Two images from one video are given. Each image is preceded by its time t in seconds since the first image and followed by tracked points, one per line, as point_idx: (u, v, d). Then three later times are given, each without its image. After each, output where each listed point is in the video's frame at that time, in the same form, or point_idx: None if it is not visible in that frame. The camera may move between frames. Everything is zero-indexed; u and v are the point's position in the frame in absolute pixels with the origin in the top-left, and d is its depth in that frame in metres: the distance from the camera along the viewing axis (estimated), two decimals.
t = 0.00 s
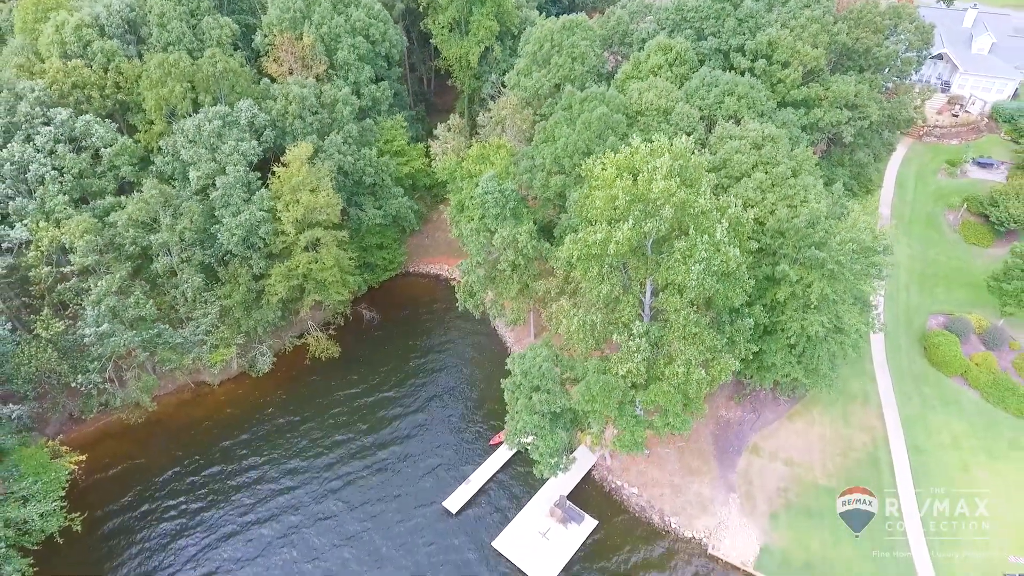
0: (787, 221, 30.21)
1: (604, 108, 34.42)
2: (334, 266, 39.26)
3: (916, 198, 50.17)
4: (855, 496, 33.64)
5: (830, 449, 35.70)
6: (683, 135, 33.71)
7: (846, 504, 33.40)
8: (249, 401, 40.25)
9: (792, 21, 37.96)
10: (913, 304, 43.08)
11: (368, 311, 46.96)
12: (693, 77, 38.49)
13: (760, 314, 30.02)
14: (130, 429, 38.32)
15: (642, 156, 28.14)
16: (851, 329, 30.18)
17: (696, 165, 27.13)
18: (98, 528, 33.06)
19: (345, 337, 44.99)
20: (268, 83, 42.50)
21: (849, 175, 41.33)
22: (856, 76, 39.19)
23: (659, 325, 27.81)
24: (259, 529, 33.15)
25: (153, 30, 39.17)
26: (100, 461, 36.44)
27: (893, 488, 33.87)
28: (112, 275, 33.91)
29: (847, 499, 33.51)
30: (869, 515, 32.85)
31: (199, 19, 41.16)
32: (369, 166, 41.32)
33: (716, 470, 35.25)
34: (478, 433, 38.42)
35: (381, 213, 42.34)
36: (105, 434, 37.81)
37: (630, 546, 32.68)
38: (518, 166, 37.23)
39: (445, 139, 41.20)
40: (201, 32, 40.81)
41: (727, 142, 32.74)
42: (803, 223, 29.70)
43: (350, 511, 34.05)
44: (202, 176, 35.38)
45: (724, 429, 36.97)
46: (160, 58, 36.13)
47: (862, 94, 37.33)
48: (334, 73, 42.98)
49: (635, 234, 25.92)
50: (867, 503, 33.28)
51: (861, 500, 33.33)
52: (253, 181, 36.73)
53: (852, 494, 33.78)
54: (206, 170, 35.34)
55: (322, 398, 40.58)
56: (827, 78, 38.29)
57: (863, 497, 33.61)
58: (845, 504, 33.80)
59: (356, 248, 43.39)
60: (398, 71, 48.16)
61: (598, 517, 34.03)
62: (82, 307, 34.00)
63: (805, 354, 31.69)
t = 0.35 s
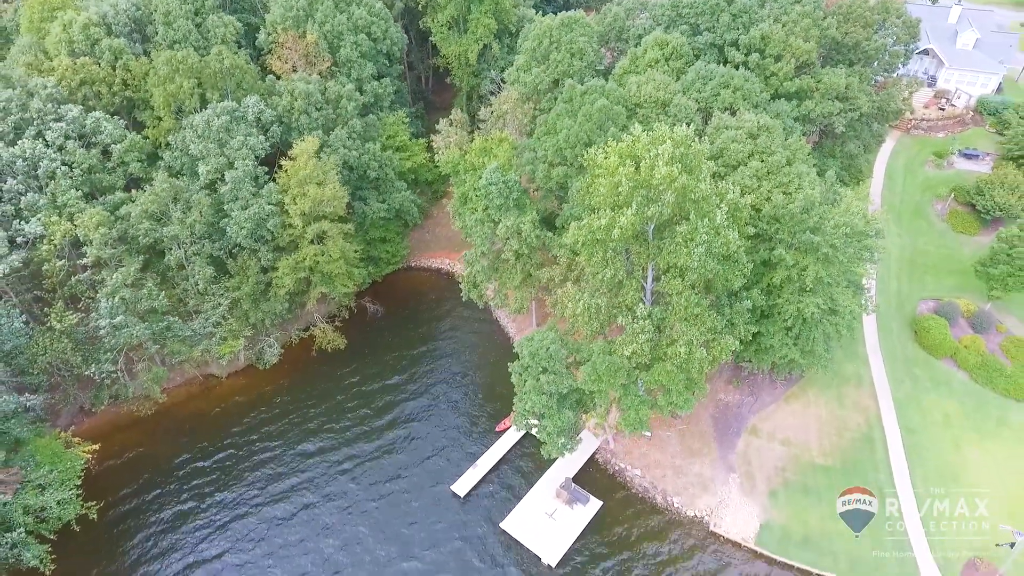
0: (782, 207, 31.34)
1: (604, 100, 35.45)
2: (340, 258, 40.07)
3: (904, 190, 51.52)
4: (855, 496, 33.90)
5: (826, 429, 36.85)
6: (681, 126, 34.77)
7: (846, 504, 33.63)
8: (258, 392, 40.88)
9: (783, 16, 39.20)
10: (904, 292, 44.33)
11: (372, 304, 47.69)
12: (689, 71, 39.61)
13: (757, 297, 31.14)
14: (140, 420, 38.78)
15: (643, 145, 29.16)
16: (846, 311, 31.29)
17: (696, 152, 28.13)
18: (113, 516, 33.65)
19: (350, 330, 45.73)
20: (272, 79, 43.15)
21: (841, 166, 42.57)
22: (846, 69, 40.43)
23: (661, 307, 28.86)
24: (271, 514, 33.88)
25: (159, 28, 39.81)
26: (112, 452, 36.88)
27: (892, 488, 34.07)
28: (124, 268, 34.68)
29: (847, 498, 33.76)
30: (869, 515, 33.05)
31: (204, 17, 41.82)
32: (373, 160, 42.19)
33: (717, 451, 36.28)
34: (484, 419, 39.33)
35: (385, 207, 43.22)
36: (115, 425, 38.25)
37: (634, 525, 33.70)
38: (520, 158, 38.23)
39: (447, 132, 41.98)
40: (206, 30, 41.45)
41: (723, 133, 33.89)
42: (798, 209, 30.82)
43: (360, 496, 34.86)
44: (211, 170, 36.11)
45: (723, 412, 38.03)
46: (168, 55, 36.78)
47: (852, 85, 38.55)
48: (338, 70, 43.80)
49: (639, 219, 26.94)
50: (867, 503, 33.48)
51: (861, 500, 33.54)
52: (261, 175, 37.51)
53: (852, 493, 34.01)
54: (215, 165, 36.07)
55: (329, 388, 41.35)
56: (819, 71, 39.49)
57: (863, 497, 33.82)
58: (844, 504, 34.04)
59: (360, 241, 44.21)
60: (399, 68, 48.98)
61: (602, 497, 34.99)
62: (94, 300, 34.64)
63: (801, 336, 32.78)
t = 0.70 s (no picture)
0: (776, 194, 32.50)
1: (602, 93, 36.56)
2: (346, 251, 40.89)
3: (892, 179, 52.99)
4: (855, 495, 34.20)
5: (820, 410, 38.06)
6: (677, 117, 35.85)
7: (846, 504, 33.92)
8: (264, 384, 41.49)
9: (773, 12, 40.64)
10: (894, 278, 45.70)
11: (374, 297, 48.51)
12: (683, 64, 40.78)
13: (753, 281, 32.27)
14: (149, 413, 39.25)
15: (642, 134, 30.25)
16: (838, 293, 32.51)
17: (693, 140, 29.25)
18: (127, 505, 34.28)
19: (354, 322, 46.50)
20: (275, 76, 43.87)
21: (830, 156, 43.94)
22: (835, 62, 41.77)
23: (662, 290, 29.91)
24: (283, 500, 34.67)
25: (164, 27, 40.49)
26: (123, 443, 37.35)
27: (892, 488, 34.44)
28: (135, 261, 35.34)
29: (847, 498, 34.04)
30: (869, 514, 33.38)
31: (207, 15, 42.55)
32: (376, 154, 43.10)
33: (716, 433, 37.35)
34: (488, 405, 40.25)
35: (388, 200, 44.12)
36: (125, 418, 38.72)
37: (636, 504, 34.77)
38: (521, 150, 39.24)
39: (449, 128, 43.10)
40: (210, 28, 42.15)
41: (718, 123, 35.13)
42: (792, 195, 32.03)
43: (370, 481, 35.67)
44: (218, 165, 36.83)
45: (721, 395, 39.13)
46: (175, 52, 37.50)
47: (842, 76, 39.82)
48: (339, 67, 44.60)
49: (640, 204, 27.94)
50: (867, 503, 33.78)
51: (862, 501, 33.81)
52: (267, 169, 38.29)
53: (852, 493, 34.30)
54: (222, 160, 36.81)
55: (336, 378, 42.08)
56: (808, 63, 40.81)
57: (863, 497, 34.09)
58: (845, 503, 34.35)
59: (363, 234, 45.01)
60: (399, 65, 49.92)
61: (605, 478, 36.00)
62: (105, 293, 35.25)
63: (795, 318, 33.98)
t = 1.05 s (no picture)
0: (768, 180, 33.75)
1: (598, 86, 37.68)
2: (348, 243, 41.63)
3: (877, 170, 54.59)
4: (855, 495, 34.31)
5: (812, 391, 39.30)
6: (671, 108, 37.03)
7: (846, 504, 34.02)
8: (269, 376, 42.03)
9: (761, 7, 42.05)
10: (880, 265, 47.13)
11: (374, 291, 49.22)
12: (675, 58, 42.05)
13: (747, 265, 33.38)
14: (155, 406, 39.67)
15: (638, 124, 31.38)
16: (828, 275, 33.73)
17: (687, 129, 30.37)
18: (137, 494, 34.72)
19: (355, 315, 47.16)
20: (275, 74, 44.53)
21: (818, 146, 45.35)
22: (821, 55, 43.23)
23: (659, 274, 30.96)
24: (292, 487, 35.24)
25: (165, 25, 41.08)
26: (130, 436, 37.72)
27: (893, 490, 34.56)
28: (142, 255, 35.83)
29: (847, 499, 34.15)
30: (869, 514, 33.48)
31: (207, 14, 43.18)
32: (376, 149, 43.96)
33: (712, 415, 38.44)
34: (490, 393, 41.11)
35: (388, 193, 44.94)
36: (131, 411, 39.12)
37: (637, 484, 35.77)
38: (519, 143, 40.21)
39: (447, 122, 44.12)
40: (210, 26, 42.74)
41: (710, 113, 36.35)
42: (782, 182, 33.25)
43: (376, 466, 36.35)
44: (223, 159, 37.48)
45: (716, 378, 40.25)
46: (179, 49, 38.16)
47: (827, 69, 41.27)
48: (338, 64, 45.36)
49: (638, 190, 28.97)
50: (867, 503, 33.88)
51: (861, 502, 33.90)
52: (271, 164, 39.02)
53: (852, 493, 34.41)
54: (227, 155, 37.46)
55: (339, 368, 42.70)
56: (795, 57, 42.19)
57: (863, 497, 34.17)
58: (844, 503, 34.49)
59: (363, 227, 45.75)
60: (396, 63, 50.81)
61: (607, 460, 36.97)
62: (112, 286, 35.72)
63: (788, 301, 35.16)
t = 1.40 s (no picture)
0: (760, 168, 34.93)
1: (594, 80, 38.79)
2: (351, 236, 42.41)
3: (864, 161, 56.16)
4: (855, 495, 33.89)
5: (805, 374, 40.54)
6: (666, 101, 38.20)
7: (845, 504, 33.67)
8: (274, 368, 42.66)
9: (750, 3, 43.42)
10: (869, 253, 48.56)
11: (375, 285, 49.99)
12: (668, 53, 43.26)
13: (741, 250, 34.51)
14: (162, 398, 40.20)
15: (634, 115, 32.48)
16: (819, 259, 34.94)
17: (682, 119, 31.47)
18: (148, 483, 35.25)
19: (357, 308, 47.90)
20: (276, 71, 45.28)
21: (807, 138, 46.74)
22: (809, 49, 44.63)
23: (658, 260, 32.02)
24: (301, 473, 35.91)
25: (168, 24, 41.77)
26: (138, 427, 38.22)
27: (892, 488, 34.81)
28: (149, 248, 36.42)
29: (846, 499, 33.76)
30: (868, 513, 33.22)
31: (209, 13, 43.92)
32: (377, 144, 44.89)
33: (709, 398, 39.57)
34: (492, 381, 42.02)
35: (389, 187, 45.80)
36: (139, 403, 39.64)
37: (637, 465, 36.76)
38: (518, 136, 41.18)
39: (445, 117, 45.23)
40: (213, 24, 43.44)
41: (704, 104, 37.56)
42: (774, 170, 34.46)
43: (383, 452, 37.08)
44: (228, 154, 38.22)
45: (712, 363, 41.42)
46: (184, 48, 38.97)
47: (814, 62, 42.68)
48: (339, 61, 46.16)
49: (636, 177, 30.02)
50: (867, 503, 33.51)
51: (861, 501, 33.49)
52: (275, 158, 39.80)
53: (852, 493, 33.98)
54: (232, 150, 38.19)
55: (343, 359, 43.40)
56: (784, 51, 43.55)
57: (864, 496, 33.78)
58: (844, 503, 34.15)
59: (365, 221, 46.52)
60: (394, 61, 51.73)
61: (607, 443, 37.98)
62: (120, 280, 36.30)
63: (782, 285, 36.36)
